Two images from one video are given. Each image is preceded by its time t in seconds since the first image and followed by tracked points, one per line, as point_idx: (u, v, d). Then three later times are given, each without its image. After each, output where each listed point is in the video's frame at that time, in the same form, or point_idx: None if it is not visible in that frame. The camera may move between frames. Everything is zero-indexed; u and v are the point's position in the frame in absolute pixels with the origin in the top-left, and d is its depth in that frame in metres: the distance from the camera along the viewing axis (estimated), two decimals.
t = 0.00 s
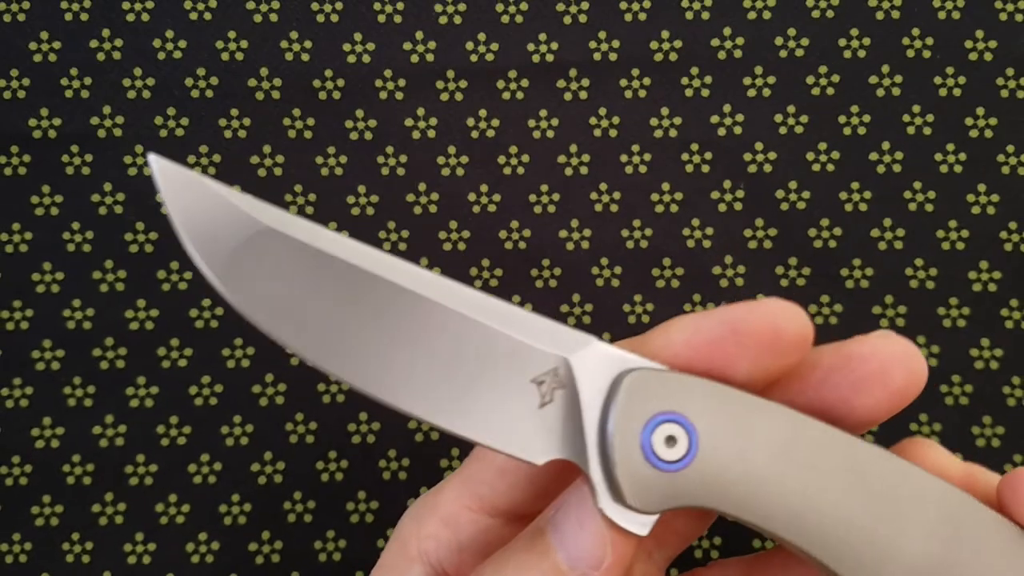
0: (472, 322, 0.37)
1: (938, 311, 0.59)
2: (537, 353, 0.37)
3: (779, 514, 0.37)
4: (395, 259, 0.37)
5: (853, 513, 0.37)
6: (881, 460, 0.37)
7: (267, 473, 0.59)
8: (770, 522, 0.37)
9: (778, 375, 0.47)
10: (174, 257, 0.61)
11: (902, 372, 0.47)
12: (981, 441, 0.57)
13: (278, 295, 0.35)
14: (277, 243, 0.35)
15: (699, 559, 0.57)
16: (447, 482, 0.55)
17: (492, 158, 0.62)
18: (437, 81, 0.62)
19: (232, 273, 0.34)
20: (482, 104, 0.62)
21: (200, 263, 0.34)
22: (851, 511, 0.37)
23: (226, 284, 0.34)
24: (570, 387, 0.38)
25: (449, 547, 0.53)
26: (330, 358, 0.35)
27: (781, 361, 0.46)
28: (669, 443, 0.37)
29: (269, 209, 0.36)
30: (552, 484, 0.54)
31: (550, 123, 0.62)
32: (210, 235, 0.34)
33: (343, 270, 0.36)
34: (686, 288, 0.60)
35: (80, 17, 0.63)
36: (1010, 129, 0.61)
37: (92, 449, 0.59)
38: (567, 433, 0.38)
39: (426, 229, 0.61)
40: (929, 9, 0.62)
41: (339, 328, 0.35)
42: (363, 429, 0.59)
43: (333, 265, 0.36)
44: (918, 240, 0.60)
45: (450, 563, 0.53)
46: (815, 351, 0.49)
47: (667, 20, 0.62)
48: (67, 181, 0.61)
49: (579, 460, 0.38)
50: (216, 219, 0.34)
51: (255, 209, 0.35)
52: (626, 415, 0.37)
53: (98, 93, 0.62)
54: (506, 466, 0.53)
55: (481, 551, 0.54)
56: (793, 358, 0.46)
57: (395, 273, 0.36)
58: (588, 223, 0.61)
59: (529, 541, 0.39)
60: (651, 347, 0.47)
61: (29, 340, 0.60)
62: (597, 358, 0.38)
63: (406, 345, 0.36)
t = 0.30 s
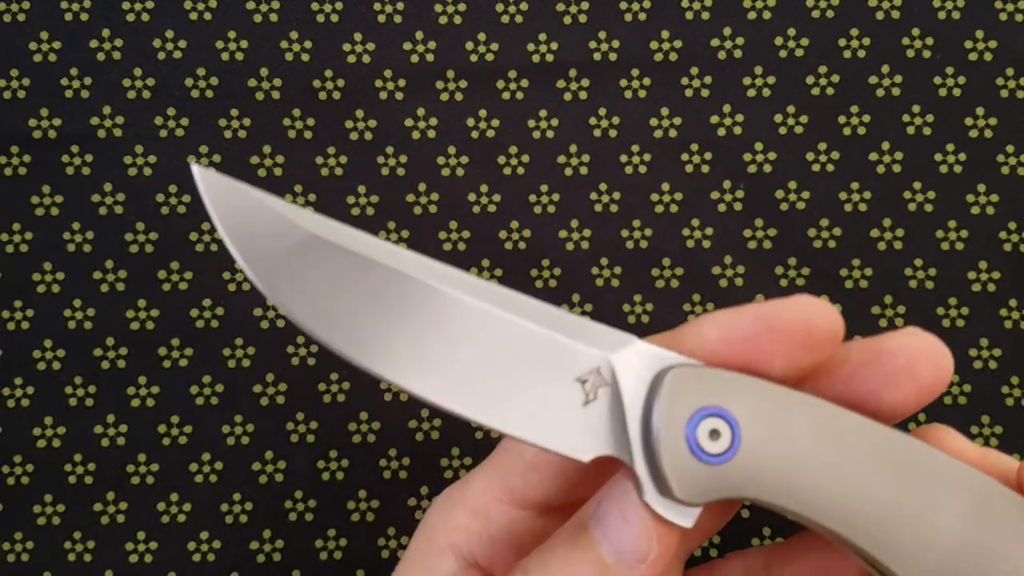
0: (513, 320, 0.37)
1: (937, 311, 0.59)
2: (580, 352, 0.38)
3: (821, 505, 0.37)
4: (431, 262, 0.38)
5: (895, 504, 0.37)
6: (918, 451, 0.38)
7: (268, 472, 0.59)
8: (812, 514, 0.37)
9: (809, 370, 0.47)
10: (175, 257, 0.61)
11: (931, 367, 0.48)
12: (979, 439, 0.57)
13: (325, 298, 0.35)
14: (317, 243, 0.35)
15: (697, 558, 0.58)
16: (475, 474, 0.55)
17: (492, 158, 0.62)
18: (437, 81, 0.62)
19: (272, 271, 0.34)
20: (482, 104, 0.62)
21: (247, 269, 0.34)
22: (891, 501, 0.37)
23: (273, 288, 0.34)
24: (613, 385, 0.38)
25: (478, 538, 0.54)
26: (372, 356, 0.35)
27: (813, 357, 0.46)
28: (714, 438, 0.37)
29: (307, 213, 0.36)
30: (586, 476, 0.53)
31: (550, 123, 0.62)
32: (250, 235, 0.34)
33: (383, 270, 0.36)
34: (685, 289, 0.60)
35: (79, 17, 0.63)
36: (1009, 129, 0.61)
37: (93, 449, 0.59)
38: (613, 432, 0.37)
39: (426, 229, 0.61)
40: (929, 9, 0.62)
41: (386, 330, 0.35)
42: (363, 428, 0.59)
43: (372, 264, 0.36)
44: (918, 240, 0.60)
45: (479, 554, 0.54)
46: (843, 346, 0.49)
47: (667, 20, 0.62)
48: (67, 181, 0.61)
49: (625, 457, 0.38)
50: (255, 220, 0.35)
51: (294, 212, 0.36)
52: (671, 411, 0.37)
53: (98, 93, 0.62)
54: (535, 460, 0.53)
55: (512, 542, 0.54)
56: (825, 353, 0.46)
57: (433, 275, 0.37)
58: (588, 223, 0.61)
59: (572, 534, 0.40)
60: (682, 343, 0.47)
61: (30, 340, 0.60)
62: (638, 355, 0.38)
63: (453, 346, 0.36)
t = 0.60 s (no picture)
0: (539, 344, 0.37)
1: (945, 312, 0.58)
2: (609, 378, 0.37)
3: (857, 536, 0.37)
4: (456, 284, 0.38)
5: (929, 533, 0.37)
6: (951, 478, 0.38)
7: (263, 476, 0.57)
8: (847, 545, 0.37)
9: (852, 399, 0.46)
10: (168, 256, 0.59)
11: (978, 395, 0.47)
12: (988, 444, 0.56)
13: (346, 317, 0.35)
14: (340, 263, 0.35)
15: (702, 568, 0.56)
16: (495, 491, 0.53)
17: (491, 156, 0.60)
18: (436, 78, 0.61)
19: (294, 290, 0.34)
20: (481, 101, 0.61)
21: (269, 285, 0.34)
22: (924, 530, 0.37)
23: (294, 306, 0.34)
24: (645, 412, 0.37)
25: (500, 556, 0.52)
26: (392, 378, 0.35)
27: (856, 386, 0.44)
28: (749, 467, 0.37)
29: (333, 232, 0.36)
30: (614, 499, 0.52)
31: (551, 120, 0.61)
32: (273, 252, 0.35)
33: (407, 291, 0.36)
34: (689, 289, 0.59)
35: (72, 13, 0.62)
36: (1019, 126, 0.59)
37: (86, 453, 0.58)
38: (643, 460, 0.37)
39: (424, 228, 0.60)
40: (937, 4, 0.61)
41: (407, 350, 0.35)
42: (360, 432, 0.58)
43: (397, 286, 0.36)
44: (926, 240, 0.59)
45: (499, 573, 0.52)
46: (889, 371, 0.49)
47: (670, 15, 0.61)
48: (59, 179, 0.60)
49: (658, 487, 0.37)
50: (279, 237, 0.35)
51: (320, 231, 0.36)
52: (705, 440, 0.37)
53: (91, 90, 0.61)
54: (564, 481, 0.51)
55: (534, 563, 0.52)
56: (867, 384, 0.45)
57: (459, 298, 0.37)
58: (590, 222, 0.60)
59: (600, 563, 0.38)
60: (723, 365, 0.47)
61: (22, 341, 0.59)
62: (672, 382, 0.38)
63: (476, 368, 0.36)
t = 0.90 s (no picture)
0: (533, 333, 0.37)
1: (939, 311, 0.59)
2: (598, 365, 0.38)
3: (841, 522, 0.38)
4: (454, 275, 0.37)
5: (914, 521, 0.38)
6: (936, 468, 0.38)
7: (267, 473, 0.58)
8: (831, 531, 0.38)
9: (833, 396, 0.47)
10: (173, 256, 0.60)
11: (958, 393, 0.48)
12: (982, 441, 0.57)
13: (346, 307, 0.34)
14: (341, 255, 0.35)
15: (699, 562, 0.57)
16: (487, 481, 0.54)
17: (492, 157, 0.61)
18: (437, 80, 0.62)
19: (297, 283, 0.34)
20: (482, 103, 0.62)
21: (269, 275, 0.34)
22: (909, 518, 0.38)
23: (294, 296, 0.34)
24: (631, 399, 0.38)
25: (494, 544, 0.53)
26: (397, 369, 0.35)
27: (836, 383, 0.46)
28: (734, 452, 0.38)
29: (332, 224, 0.36)
30: (605, 486, 0.53)
31: (551, 122, 0.61)
32: (275, 247, 0.34)
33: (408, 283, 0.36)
34: (686, 289, 0.60)
35: (78, 16, 0.63)
36: (1012, 128, 0.60)
37: (92, 450, 0.59)
38: (631, 445, 0.37)
39: (426, 229, 0.60)
40: (932, 8, 0.61)
41: (406, 339, 0.35)
42: (362, 429, 0.59)
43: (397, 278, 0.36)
44: (920, 240, 0.60)
45: (494, 561, 0.53)
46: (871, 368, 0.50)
47: (668, 19, 0.62)
48: (65, 180, 0.61)
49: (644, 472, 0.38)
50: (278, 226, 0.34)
51: (319, 224, 0.35)
52: (690, 426, 0.38)
53: (97, 93, 0.62)
54: (555, 469, 0.52)
55: (528, 551, 0.53)
56: (848, 381, 0.46)
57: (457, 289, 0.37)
58: (588, 223, 0.60)
59: (591, 550, 0.39)
60: (706, 360, 0.47)
61: (28, 340, 0.60)
62: (656, 369, 0.39)
63: (473, 357, 0.36)
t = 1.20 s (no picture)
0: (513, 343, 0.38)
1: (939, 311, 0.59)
2: (580, 376, 0.38)
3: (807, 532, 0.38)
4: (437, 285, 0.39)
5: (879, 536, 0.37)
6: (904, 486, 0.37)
7: (267, 473, 0.58)
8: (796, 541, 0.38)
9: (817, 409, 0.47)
10: (173, 256, 0.60)
11: (944, 411, 0.48)
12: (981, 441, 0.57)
13: (326, 316, 0.36)
14: (324, 265, 0.37)
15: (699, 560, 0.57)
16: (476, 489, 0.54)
17: (492, 157, 0.61)
18: (437, 80, 0.62)
19: (283, 291, 0.36)
20: (482, 103, 0.62)
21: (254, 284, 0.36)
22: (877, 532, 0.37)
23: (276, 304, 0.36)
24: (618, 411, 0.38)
25: (477, 553, 0.52)
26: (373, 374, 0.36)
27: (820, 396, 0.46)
28: (720, 469, 0.37)
29: (320, 235, 0.38)
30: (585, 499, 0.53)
31: (550, 122, 0.62)
32: (263, 256, 0.37)
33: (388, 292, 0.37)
34: (686, 289, 0.60)
35: (78, 16, 0.63)
36: (1012, 129, 0.60)
37: (92, 450, 0.59)
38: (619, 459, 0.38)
39: (426, 229, 0.61)
40: (932, 8, 0.61)
41: (384, 349, 0.36)
42: (363, 429, 0.59)
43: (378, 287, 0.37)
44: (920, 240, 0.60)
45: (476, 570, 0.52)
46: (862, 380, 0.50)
47: (668, 19, 0.62)
48: (65, 180, 0.61)
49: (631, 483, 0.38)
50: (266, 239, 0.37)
51: (311, 236, 0.38)
52: (681, 438, 0.37)
53: (97, 93, 0.62)
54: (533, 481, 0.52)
55: (511, 561, 0.53)
56: (833, 394, 0.46)
57: (439, 298, 0.38)
58: (589, 222, 0.60)
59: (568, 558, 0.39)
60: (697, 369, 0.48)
61: (28, 340, 0.60)
62: (646, 382, 0.39)
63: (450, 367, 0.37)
